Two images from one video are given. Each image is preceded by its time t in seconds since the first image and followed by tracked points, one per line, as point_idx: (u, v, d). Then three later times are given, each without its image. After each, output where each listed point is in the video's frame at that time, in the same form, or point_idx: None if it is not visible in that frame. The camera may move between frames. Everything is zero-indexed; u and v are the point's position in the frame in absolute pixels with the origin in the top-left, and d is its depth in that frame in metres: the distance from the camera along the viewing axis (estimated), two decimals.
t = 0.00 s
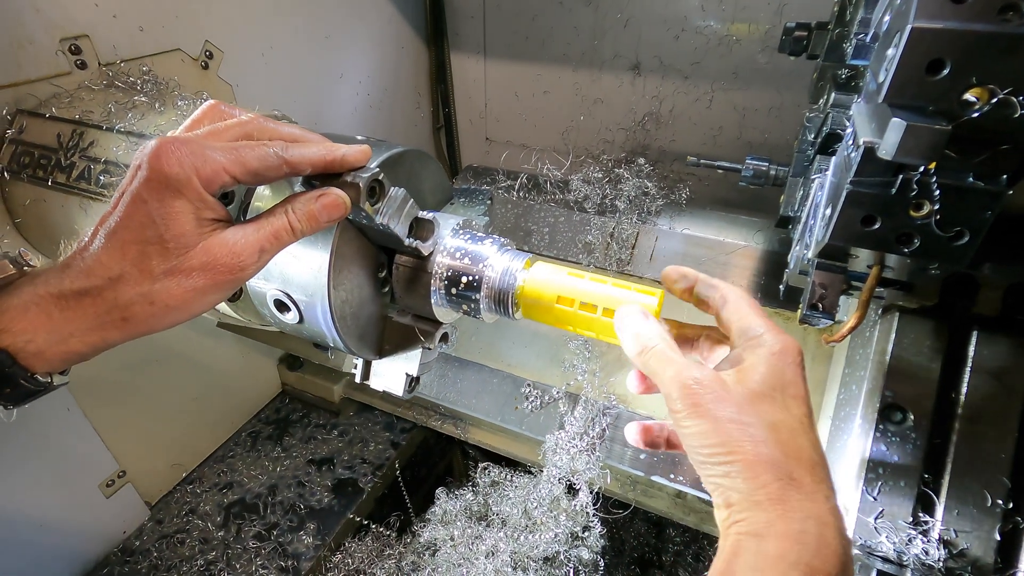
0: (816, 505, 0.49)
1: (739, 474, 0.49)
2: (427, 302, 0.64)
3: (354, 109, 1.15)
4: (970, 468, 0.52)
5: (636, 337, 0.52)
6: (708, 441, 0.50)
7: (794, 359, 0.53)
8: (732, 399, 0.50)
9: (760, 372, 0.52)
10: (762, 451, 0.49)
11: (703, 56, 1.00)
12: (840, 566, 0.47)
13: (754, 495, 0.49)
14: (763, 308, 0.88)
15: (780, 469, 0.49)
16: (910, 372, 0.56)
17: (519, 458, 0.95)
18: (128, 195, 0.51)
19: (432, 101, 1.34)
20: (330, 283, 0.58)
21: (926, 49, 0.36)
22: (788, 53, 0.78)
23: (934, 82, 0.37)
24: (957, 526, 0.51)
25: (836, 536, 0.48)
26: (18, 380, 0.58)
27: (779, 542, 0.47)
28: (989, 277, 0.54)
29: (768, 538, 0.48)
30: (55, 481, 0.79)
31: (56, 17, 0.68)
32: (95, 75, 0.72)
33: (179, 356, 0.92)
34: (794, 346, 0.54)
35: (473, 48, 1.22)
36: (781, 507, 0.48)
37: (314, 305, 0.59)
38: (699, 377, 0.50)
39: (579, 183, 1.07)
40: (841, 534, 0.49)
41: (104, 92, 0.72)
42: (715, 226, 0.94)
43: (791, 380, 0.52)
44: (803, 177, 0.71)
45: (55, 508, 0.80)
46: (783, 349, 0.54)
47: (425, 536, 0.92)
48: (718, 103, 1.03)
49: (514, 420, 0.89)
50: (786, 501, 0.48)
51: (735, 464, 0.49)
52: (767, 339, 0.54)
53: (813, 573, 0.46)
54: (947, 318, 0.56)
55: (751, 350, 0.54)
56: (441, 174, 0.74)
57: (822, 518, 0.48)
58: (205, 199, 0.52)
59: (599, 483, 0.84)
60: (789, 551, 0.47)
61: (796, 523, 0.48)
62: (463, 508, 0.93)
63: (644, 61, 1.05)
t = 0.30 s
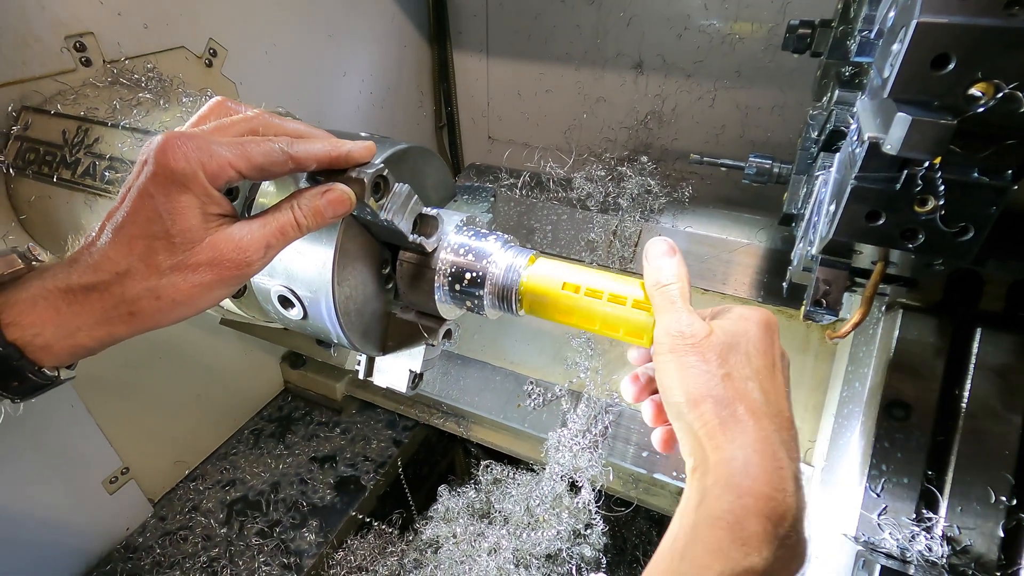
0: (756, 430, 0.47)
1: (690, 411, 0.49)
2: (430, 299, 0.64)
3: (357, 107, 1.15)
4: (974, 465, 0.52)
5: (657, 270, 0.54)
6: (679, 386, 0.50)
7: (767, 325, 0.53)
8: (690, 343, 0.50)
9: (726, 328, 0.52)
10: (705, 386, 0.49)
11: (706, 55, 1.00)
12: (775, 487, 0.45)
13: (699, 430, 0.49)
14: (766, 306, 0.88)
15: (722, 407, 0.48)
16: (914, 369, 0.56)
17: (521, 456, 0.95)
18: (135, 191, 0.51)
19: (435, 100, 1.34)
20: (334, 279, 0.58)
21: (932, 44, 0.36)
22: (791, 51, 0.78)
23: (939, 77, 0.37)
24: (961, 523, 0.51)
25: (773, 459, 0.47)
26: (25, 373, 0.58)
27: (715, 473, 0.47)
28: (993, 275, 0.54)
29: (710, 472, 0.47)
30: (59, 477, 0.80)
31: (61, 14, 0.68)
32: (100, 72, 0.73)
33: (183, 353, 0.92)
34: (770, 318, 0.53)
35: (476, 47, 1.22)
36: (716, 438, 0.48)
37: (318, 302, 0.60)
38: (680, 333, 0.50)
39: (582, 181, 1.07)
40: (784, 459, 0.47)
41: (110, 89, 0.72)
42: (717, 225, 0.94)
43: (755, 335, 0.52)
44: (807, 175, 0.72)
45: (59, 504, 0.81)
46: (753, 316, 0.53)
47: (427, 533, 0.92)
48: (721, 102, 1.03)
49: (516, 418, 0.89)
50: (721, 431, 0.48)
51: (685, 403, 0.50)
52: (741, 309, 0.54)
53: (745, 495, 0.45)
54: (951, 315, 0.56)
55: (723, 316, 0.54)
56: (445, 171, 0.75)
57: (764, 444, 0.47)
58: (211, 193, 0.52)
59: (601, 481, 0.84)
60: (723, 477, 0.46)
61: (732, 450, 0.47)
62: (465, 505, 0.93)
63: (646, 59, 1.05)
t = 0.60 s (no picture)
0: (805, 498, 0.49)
1: (729, 468, 0.49)
2: (431, 295, 0.64)
3: (358, 104, 1.15)
4: (975, 462, 0.52)
5: (636, 337, 0.53)
6: (700, 437, 0.50)
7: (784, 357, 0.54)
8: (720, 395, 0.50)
9: (750, 370, 0.53)
10: (752, 446, 0.49)
11: (707, 52, 1.00)
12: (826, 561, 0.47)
13: (742, 489, 0.49)
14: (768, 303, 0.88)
15: (768, 464, 0.49)
16: (916, 366, 0.56)
17: (522, 453, 0.95)
18: (133, 185, 0.51)
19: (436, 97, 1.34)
20: (334, 275, 0.58)
21: (935, 37, 0.36)
22: (794, 47, 0.78)
23: (943, 71, 0.37)
24: (962, 520, 0.51)
25: (824, 528, 0.49)
26: (25, 366, 0.58)
27: (768, 535, 0.47)
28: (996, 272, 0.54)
29: (761, 532, 0.48)
30: (60, 474, 0.80)
31: (61, 10, 0.68)
32: (101, 68, 0.73)
33: (184, 350, 0.92)
34: (787, 345, 0.54)
35: (478, 43, 1.22)
36: (770, 501, 0.48)
37: (318, 298, 0.59)
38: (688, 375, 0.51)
39: (583, 178, 1.07)
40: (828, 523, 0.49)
41: (110, 85, 0.72)
42: (719, 222, 0.94)
43: (784, 377, 0.53)
44: (809, 172, 0.71)
45: (60, 500, 0.81)
46: (776, 347, 0.54)
47: (428, 530, 0.92)
48: (722, 99, 1.03)
49: (517, 415, 0.89)
50: (778, 496, 0.48)
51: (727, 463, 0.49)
52: (757, 342, 0.55)
53: (802, 568, 0.47)
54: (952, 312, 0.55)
55: (743, 350, 0.55)
56: (445, 167, 0.74)
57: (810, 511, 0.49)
58: (211, 188, 0.52)
59: (602, 477, 0.84)
60: (779, 545, 0.47)
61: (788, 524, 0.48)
62: (466, 502, 0.93)
63: (648, 56, 1.05)
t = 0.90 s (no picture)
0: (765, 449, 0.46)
1: (689, 427, 0.48)
2: (434, 293, 0.64)
3: (359, 101, 1.14)
4: (982, 462, 0.51)
5: (651, 277, 0.53)
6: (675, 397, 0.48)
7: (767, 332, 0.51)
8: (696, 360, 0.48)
9: (729, 338, 0.49)
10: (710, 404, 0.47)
11: (710, 49, 0.99)
12: (776, 511, 0.44)
13: (698, 447, 0.48)
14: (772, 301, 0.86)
15: (724, 424, 0.47)
16: (922, 365, 0.55)
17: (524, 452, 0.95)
18: (134, 182, 0.51)
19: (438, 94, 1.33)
20: (336, 272, 0.57)
21: (945, 33, 0.35)
22: (799, 44, 0.77)
23: (953, 67, 0.36)
24: (968, 520, 0.51)
25: (776, 480, 0.45)
26: (28, 363, 0.58)
27: (712, 492, 0.46)
28: (1003, 270, 0.53)
29: (708, 489, 0.46)
30: (62, 472, 0.80)
31: (61, 5, 0.67)
32: (102, 64, 0.72)
33: (186, 347, 0.92)
34: (775, 327, 0.51)
35: (480, 41, 1.22)
36: (716, 457, 0.46)
37: (320, 295, 0.59)
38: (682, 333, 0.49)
39: (586, 176, 1.06)
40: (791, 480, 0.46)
41: (111, 81, 0.72)
42: (722, 220, 0.93)
43: (760, 347, 0.49)
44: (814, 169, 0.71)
45: (62, 497, 0.81)
46: (757, 325, 0.50)
47: (430, 528, 0.92)
48: (725, 96, 1.02)
49: (519, 413, 0.89)
50: (719, 452, 0.46)
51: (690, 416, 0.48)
52: (743, 316, 0.51)
53: (744, 518, 0.44)
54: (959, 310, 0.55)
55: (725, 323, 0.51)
56: (448, 164, 0.74)
57: (765, 458, 0.46)
58: (212, 184, 0.52)
59: (604, 476, 0.83)
60: (722, 500, 0.45)
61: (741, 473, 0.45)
62: (468, 500, 0.93)
63: (650, 53, 1.04)
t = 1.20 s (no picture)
0: (623, 480, 0.42)
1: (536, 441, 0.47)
2: (435, 291, 0.64)
3: (359, 99, 1.14)
4: (986, 461, 0.51)
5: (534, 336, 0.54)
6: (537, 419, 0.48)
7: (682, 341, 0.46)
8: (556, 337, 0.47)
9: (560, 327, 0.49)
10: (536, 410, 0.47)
11: (712, 47, 0.99)
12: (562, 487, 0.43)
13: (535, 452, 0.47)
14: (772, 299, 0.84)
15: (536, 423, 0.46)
16: (925, 364, 0.55)
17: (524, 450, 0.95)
18: (135, 174, 0.51)
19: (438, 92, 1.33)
20: (337, 271, 0.57)
21: (951, 28, 0.35)
22: (801, 41, 0.77)
23: (959, 63, 0.36)
24: (971, 519, 0.50)
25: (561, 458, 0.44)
26: (23, 357, 0.58)
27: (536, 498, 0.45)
28: (1007, 268, 0.53)
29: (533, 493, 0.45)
30: (61, 470, 0.79)
31: (61, 3, 0.67)
32: (101, 62, 0.72)
33: (186, 344, 0.92)
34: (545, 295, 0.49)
35: (480, 39, 1.21)
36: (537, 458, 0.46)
37: (321, 293, 0.59)
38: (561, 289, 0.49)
39: (587, 174, 1.06)
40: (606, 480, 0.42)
41: (110, 79, 0.72)
42: (724, 219, 0.93)
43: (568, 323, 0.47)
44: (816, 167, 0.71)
45: (62, 495, 0.80)
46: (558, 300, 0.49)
47: (431, 527, 0.92)
48: (727, 94, 1.02)
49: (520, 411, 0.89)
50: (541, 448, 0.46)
51: (553, 406, 0.44)
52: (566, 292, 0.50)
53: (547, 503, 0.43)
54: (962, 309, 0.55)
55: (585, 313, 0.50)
56: (449, 162, 0.74)
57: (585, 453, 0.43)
58: (213, 179, 0.51)
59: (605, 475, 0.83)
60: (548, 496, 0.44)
61: (580, 498, 0.42)
62: (468, 499, 0.93)
63: (651, 51, 1.04)
